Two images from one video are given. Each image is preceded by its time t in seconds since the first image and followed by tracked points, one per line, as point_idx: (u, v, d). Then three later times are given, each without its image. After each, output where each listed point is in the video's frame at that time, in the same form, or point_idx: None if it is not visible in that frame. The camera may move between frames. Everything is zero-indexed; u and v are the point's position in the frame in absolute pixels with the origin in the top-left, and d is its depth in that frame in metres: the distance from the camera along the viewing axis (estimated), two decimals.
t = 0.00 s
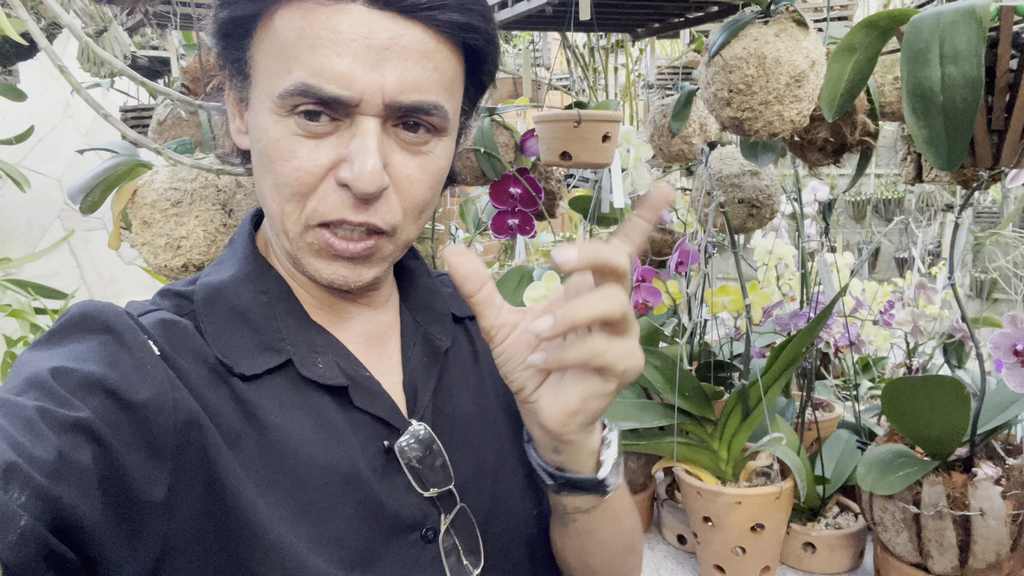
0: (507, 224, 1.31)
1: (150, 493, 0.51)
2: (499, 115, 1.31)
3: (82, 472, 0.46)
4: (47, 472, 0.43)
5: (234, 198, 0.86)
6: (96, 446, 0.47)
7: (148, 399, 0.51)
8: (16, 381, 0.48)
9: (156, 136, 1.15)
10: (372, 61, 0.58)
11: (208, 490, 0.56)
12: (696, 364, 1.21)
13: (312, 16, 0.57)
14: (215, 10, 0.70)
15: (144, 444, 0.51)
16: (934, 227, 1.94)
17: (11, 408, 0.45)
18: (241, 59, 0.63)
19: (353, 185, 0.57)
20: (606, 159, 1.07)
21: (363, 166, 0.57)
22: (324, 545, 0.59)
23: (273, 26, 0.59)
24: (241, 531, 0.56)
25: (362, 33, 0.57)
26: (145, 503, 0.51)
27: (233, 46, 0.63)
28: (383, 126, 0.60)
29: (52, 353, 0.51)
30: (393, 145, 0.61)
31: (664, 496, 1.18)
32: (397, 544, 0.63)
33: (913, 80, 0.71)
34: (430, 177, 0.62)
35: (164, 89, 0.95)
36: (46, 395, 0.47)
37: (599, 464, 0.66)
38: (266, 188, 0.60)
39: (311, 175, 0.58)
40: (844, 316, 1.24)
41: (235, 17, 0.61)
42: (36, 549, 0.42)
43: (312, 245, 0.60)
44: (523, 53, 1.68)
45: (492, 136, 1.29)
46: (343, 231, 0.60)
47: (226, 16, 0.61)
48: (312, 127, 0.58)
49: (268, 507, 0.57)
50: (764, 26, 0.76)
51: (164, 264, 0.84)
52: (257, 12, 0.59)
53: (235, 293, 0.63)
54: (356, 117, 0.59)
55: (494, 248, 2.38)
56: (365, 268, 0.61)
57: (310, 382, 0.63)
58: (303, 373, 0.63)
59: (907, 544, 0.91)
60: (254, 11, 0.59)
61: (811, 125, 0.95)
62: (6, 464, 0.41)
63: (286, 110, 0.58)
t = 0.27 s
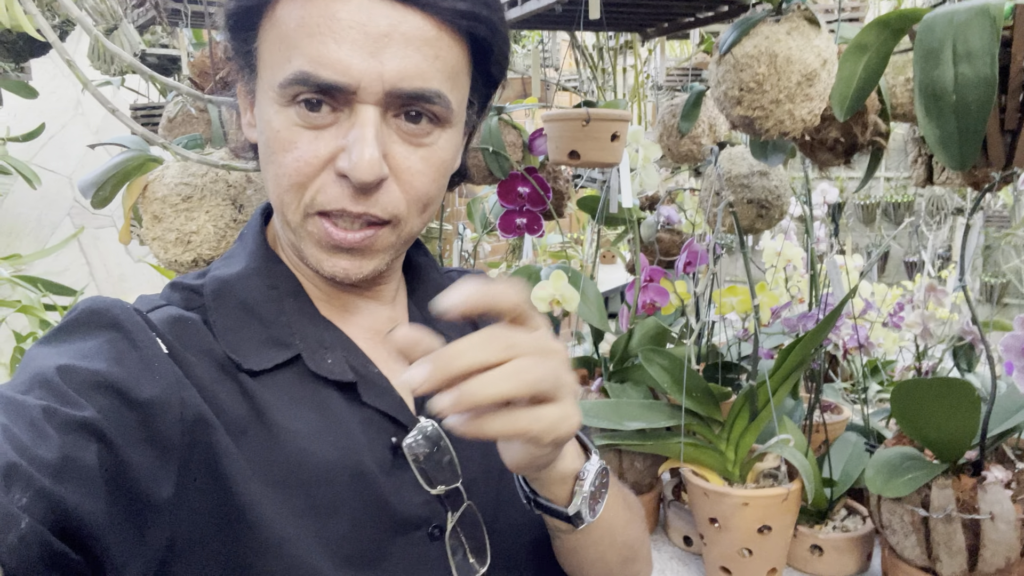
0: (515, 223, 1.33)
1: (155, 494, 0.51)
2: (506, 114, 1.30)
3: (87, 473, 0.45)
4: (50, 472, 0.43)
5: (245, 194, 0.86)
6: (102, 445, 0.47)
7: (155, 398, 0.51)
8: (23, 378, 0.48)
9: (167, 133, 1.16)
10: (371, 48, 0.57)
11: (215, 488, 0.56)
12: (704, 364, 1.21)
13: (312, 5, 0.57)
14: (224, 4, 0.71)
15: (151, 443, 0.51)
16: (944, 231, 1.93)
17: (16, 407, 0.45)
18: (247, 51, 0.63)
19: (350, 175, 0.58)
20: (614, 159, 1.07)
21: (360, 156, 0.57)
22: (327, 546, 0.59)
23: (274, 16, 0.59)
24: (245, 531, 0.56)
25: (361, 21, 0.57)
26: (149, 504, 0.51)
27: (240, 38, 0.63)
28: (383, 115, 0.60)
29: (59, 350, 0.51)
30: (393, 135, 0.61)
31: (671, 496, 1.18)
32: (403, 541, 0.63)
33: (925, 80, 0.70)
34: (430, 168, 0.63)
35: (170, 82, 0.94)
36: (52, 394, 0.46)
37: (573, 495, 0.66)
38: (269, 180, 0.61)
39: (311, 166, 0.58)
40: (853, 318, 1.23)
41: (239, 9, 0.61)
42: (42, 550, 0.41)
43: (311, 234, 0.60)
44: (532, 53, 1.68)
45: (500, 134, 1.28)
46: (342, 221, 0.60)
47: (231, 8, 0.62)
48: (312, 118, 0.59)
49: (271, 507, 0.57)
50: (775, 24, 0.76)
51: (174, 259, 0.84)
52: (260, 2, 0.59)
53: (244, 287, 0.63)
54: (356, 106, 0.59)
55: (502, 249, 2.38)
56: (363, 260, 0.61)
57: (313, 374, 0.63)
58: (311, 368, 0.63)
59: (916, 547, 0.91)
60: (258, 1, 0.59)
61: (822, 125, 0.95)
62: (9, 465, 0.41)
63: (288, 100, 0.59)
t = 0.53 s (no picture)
0: (529, 231, 1.34)
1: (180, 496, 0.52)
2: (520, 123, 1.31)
3: (113, 480, 0.46)
4: (75, 481, 0.44)
5: (268, 195, 0.88)
6: (126, 451, 0.48)
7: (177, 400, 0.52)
8: (53, 379, 0.49)
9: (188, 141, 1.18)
10: (393, 17, 0.59)
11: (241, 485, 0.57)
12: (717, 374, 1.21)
13: None
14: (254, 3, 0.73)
15: (174, 446, 0.52)
16: (956, 249, 1.93)
17: (42, 414, 0.46)
18: (276, 38, 0.65)
19: (371, 143, 0.58)
20: (629, 167, 1.08)
21: (380, 125, 0.58)
22: (349, 546, 0.59)
23: None
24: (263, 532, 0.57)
25: None
26: (176, 505, 0.52)
27: (270, 25, 0.65)
28: (405, 90, 0.61)
29: (88, 348, 0.51)
30: (414, 110, 0.61)
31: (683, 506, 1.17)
32: (430, 536, 0.63)
33: (940, 86, 0.70)
34: (452, 144, 0.63)
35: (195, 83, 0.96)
36: (78, 400, 0.47)
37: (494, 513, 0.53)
38: (294, 161, 0.61)
39: (334, 137, 0.59)
40: (867, 328, 1.23)
41: None
42: (66, 556, 0.43)
43: (333, 207, 0.60)
44: (546, 67, 1.71)
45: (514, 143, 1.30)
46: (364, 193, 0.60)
47: None
48: (336, 92, 0.60)
49: (292, 507, 0.58)
50: (791, 31, 0.77)
51: (199, 258, 0.86)
52: None
53: (271, 280, 0.62)
54: (378, 79, 0.60)
55: (512, 265, 2.38)
56: (386, 234, 0.60)
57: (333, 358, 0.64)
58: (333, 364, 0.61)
59: (932, 556, 0.90)
60: None
61: (836, 133, 0.95)
62: (33, 476, 0.42)
63: (313, 76, 0.60)
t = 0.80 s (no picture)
0: (526, 233, 1.34)
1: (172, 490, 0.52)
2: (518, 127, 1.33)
3: (108, 469, 0.47)
4: (70, 470, 0.44)
5: (267, 191, 0.88)
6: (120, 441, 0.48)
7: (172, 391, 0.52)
8: (48, 368, 0.49)
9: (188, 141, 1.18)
10: (395, 3, 0.60)
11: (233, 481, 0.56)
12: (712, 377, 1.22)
13: None
14: None
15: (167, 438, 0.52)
16: (952, 258, 1.94)
17: (38, 402, 0.46)
18: (279, 27, 0.66)
19: (371, 128, 0.58)
20: (625, 169, 1.08)
21: (380, 109, 0.58)
22: (343, 541, 0.58)
23: None
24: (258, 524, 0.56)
25: None
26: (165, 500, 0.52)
27: (273, 15, 0.66)
28: (406, 76, 0.61)
29: (83, 338, 0.51)
30: (415, 97, 0.62)
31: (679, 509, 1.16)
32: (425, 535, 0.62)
33: (934, 87, 0.71)
34: (452, 132, 0.63)
35: (195, 81, 0.97)
36: (73, 388, 0.47)
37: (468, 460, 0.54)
38: (295, 149, 0.61)
39: (335, 122, 0.59)
40: (862, 332, 1.23)
41: None
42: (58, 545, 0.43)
43: (334, 195, 0.59)
44: (545, 72, 1.72)
45: (512, 146, 1.30)
46: (364, 179, 0.59)
47: None
48: (338, 77, 0.60)
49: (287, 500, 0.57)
50: (785, 32, 0.78)
51: (197, 254, 0.86)
52: None
53: (267, 275, 0.62)
54: (378, 65, 0.60)
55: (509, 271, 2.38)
56: (385, 221, 0.60)
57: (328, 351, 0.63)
58: (327, 358, 0.61)
59: (926, 559, 0.90)
60: None
61: (831, 135, 0.96)
62: (26, 464, 0.42)
63: (315, 63, 0.61)
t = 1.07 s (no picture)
0: (530, 236, 1.32)
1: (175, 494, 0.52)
2: (524, 130, 1.33)
3: (112, 470, 0.47)
4: (75, 471, 0.45)
5: (275, 193, 0.89)
6: (127, 442, 0.49)
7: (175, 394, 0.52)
8: (55, 371, 0.50)
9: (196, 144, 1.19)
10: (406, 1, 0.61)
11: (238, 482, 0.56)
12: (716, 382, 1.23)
13: None
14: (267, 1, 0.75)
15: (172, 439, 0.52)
16: (958, 264, 1.93)
17: (44, 404, 0.46)
18: (290, 26, 0.67)
19: (380, 123, 0.58)
20: (630, 172, 1.09)
21: (390, 104, 0.59)
22: (349, 540, 0.58)
23: None
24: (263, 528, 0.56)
25: None
26: (169, 503, 0.52)
27: (284, 15, 0.67)
28: (415, 73, 0.62)
29: (89, 342, 0.52)
30: (425, 93, 0.62)
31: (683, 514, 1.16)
32: (430, 535, 0.61)
33: (937, 91, 0.71)
34: (462, 128, 0.63)
35: (205, 84, 0.98)
36: (81, 389, 0.48)
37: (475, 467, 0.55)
38: (304, 145, 0.62)
39: (344, 118, 0.60)
40: (867, 336, 1.23)
41: None
42: (66, 546, 0.44)
43: (342, 189, 0.60)
44: (551, 77, 1.73)
45: (518, 149, 1.31)
46: (373, 173, 0.60)
47: None
48: (348, 74, 0.61)
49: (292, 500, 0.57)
50: (788, 37, 0.78)
51: (207, 255, 0.86)
52: None
53: (274, 273, 0.63)
54: (389, 61, 0.61)
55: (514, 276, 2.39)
56: (394, 216, 0.60)
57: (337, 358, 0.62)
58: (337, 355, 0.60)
59: (930, 565, 0.89)
60: None
61: (834, 142, 0.95)
62: (33, 466, 0.43)
63: (325, 60, 0.61)
